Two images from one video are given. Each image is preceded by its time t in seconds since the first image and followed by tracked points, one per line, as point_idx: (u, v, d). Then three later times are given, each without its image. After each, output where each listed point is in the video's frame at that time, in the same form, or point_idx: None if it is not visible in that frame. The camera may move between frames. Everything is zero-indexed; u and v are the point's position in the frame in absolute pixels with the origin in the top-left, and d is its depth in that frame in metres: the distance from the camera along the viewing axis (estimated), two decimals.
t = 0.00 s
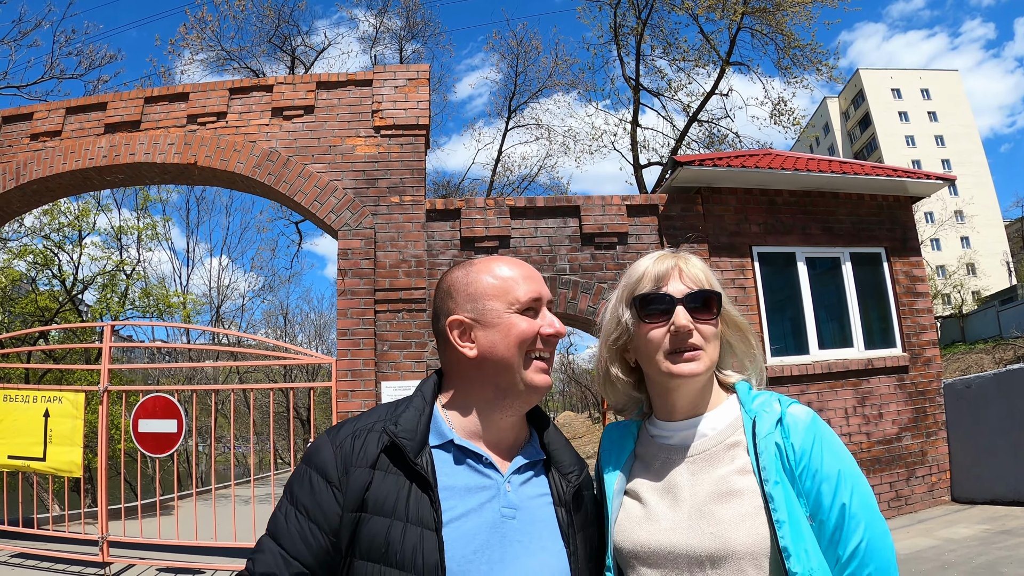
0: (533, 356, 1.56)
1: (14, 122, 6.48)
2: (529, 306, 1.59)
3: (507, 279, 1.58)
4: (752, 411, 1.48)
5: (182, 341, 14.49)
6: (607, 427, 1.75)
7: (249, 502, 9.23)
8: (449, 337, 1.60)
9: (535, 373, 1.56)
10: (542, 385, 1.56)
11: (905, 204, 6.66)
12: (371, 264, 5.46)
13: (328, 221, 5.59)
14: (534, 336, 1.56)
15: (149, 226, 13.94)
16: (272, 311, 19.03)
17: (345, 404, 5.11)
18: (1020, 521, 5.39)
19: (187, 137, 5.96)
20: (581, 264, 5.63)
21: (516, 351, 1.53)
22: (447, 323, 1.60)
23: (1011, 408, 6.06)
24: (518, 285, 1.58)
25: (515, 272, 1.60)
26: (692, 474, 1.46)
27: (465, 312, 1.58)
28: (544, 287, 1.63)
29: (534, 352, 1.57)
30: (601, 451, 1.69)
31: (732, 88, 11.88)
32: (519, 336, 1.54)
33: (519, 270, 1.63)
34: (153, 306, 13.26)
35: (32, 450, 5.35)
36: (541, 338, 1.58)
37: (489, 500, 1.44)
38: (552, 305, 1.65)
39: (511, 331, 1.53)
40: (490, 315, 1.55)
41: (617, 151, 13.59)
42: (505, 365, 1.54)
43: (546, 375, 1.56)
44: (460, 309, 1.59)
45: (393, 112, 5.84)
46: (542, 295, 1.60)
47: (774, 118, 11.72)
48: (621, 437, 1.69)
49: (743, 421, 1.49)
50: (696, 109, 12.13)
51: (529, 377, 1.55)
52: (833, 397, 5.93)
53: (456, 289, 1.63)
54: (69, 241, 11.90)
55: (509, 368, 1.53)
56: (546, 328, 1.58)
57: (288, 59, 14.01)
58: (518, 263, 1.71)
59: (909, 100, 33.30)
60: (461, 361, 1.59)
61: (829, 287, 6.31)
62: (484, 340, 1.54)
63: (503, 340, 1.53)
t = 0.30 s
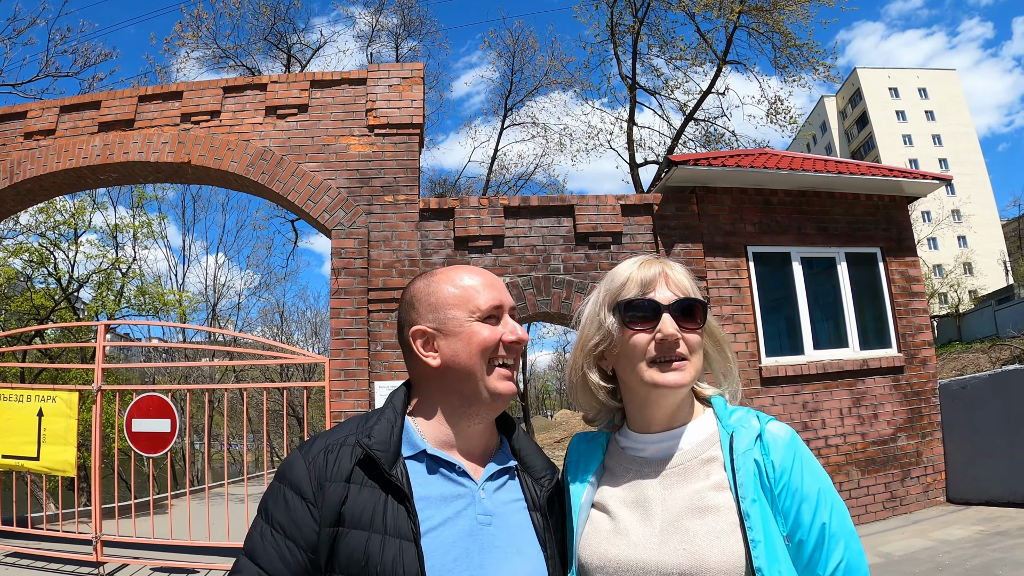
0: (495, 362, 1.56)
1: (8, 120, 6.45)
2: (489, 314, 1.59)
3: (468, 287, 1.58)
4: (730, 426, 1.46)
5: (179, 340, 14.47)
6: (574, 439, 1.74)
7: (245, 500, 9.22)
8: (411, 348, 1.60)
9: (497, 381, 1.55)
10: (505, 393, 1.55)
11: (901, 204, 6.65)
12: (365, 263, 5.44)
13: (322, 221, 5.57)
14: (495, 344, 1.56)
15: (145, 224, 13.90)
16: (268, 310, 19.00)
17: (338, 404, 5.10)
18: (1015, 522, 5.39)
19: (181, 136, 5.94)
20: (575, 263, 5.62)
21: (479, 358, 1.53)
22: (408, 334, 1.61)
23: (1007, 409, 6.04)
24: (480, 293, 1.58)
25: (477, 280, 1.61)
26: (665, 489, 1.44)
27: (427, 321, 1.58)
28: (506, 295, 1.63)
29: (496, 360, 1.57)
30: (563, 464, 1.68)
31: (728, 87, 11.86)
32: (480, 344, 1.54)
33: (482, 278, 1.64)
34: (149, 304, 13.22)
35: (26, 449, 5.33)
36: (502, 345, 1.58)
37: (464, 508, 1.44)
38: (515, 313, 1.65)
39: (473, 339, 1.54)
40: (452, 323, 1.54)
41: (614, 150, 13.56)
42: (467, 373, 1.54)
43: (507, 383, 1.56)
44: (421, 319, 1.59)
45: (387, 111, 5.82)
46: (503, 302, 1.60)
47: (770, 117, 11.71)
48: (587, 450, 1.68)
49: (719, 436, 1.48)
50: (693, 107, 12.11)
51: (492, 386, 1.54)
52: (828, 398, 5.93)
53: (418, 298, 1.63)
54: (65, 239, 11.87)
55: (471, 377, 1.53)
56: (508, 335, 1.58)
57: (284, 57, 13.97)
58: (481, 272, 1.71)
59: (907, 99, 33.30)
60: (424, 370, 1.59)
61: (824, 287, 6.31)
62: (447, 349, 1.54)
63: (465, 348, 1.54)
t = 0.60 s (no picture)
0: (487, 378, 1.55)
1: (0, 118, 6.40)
2: (482, 329, 1.56)
3: (461, 300, 1.55)
4: (709, 443, 1.35)
5: (173, 338, 14.41)
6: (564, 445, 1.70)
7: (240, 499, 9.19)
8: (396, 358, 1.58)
9: (490, 397, 1.55)
10: (497, 409, 1.55)
11: (897, 205, 6.65)
12: (360, 263, 5.41)
13: (316, 220, 5.54)
14: (489, 360, 1.54)
15: (139, 222, 13.83)
16: (263, 308, 18.93)
17: (332, 404, 5.07)
18: (1009, 523, 5.40)
19: (175, 134, 5.90)
20: (571, 264, 5.60)
21: (471, 375, 1.52)
22: (397, 345, 1.58)
23: (1002, 411, 6.06)
24: (475, 307, 1.56)
25: (470, 292, 1.57)
26: (635, 506, 1.37)
27: (417, 334, 1.55)
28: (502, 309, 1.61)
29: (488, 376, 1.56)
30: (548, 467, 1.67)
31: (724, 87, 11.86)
32: (473, 359, 1.52)
33: (476, 290, 1.61)
34: (142, 303, 13.15)
35: (18, 450, 5.28)
36: (495, 361, 1.56)
37: (462, 518, 1.43)
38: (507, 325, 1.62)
39: (464, 355, 1.51)
40: (445, 338, 1.52)
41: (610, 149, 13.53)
42: (460, 389, 1.52)
43: (498, 398, 1.56)
44: (412, 331, 1.56)
45: (382, 109, 5.78)
46: (496, 316, 1.57)
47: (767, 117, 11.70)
48: (572, 459, 1.62)
49: (698, 452, 1.38)
50: (688, 107, 12.10)
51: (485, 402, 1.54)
52: (823, 398, 5.92)
53: (407, 308, 1.60)
54: (59, 237, 11.79)
55: (462, 393, 1.52)
56: (501, 350, 1.56)
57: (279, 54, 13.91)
58: (475, 281, 1.68)
59: (903, 99, 33.39)
60: (413, 383, 1.56)
61: (819, 287, 6.31)
62: (439, 364, 1.52)
63: (458, 364, 1.51)
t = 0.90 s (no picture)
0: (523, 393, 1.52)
1: None
2: (517, 343, 1.53)
3: (493, 312, 1.52)
4: (751, 463, 1.34)
5: (169, 337, 14.32)
6: (613, 452, 1.70)
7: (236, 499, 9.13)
8: (431, 373, 1.58)
9: (527, 412, 1.52)
10: (534, 424, 1.52)
11: (896, 207, 6.67)
12: (361, 263, 5.39)
13: (317, 219, 5.50)
14: (523, 375, 1.51)
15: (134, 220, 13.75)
16: (259, 307, 18.85)
17: (333, 405, 5.05)
18: (1009, 524, 5.42)
19: (175, 132, 5.86)
20: (573, 264, 5.59)
21: (504, 391, 1.49)
22: (431, 359, 1.58)
23: (999, 411, 6.12)
24: (508, 320, 1.52)
25: (506, 304, 1.54)
26: (673, 526, 1.37)
27: (450, 349, 1.54)
28: (540, 320, 1.58)
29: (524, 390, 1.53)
30: (596, 478, 1.67)
31: (722, 88, 11.87)
32: (508, 374, 1.49)
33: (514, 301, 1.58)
34: (138, 301, 13.08)
35: (16, 450, 5.24)
36: (531, 376, 1.53)
37: (501, 533, 1.42)
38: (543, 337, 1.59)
39: (498, 370, 1.49)
40: (477, 353, 1.50)
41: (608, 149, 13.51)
42: (494, 405, 1.50)
43: (536, 413, 1.53)
44: (445, 345, 1.55)
45: (384, 109, 5.75)
46: (532, 329, 1.54)
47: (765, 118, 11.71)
48: (623, 466, 1.63)
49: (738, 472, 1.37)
50: (686, 107, 12.10)
51: (521, 417, 1.51)
52: (823, 400, 5.93)
53: (439, 321, 1.58)
54: (55, 235, 11.70)
55: (497, 409, 1.50)
56: (538, 363, 1.54)
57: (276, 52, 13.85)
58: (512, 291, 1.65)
59: (898, 101, 33.53)
60: (450, 398, 1.56)
61: (818, 287, 6.31)
62: (471, 380, 1.51)
63: (491, 380, 1.49)
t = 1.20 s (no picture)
0: (548, 383, 1.48)
1: None
2: (546, 330, 1.50)
3: (521, 301, 1.52)
4: (825, 454, 1.38)
5: (166, 334, 14.24)
6: (678, 441, 1.72)
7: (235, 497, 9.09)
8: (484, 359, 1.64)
9: (550, 402, 1.47)
10: (558, 415, 1.46)
11: (899, 207, 6.70)
12: (366, 260, 5.37)
13: (322, 216, 5.48)
14: (547, 364, 1.48)
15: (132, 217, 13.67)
16: (256, 305, 18.76)
17: (338, 403, 5.03)
18: (1010, 522, 5.44)
19: (178, 128, 5.82)
20: (578, 262, 5.59)
21: (525, 379, 1.48)
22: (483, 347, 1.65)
23: (1001, 410, 6.11)
24: (529, 309, 1.50)
25: (540, 292, 1.52)
26: (748, 518, 1.40)
27: (489, 338, 1.59)
28: (578, 308, 1.52)
29: (553, 379, 1.49)
30: (665, 470, 1.68)
31: (723, 87, 11.89)
32: (532, 361, 1.48)
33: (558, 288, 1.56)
34: (135, 298, 13.00)
35: (16, 448, 5.20)
36: (558, 366, 1.49)
37: (554, 525, 1.40)
38: (583, 324, 1.53)
39: (521, 357, 1.49)
40: (503, 342, 1.52)
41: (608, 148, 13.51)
42: (518, 394, 1.50)
43: (558, 403, 1.47)
44: (487, 335, 1.61)
45: (389, 105, 5.74)
46: (562, 316, 1.49)
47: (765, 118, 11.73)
48: (689, 458, 1.64)
49: (813, 463, 1.40)
50: (687, 107, 12.10)
51: (545, 407, 1.47)
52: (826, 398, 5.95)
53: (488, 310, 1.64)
54: (52, 231, 11.62)
55: (521, 398, 1.49)
56: (567, 352, 1.49)
57: (276, 49, 13.80)
58: (566, 279, 1.62)
59: (895, 101, 33.64)
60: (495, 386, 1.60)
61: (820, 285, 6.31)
62: (501, 369, 1.53)
63: (515, 369, 1.49)
